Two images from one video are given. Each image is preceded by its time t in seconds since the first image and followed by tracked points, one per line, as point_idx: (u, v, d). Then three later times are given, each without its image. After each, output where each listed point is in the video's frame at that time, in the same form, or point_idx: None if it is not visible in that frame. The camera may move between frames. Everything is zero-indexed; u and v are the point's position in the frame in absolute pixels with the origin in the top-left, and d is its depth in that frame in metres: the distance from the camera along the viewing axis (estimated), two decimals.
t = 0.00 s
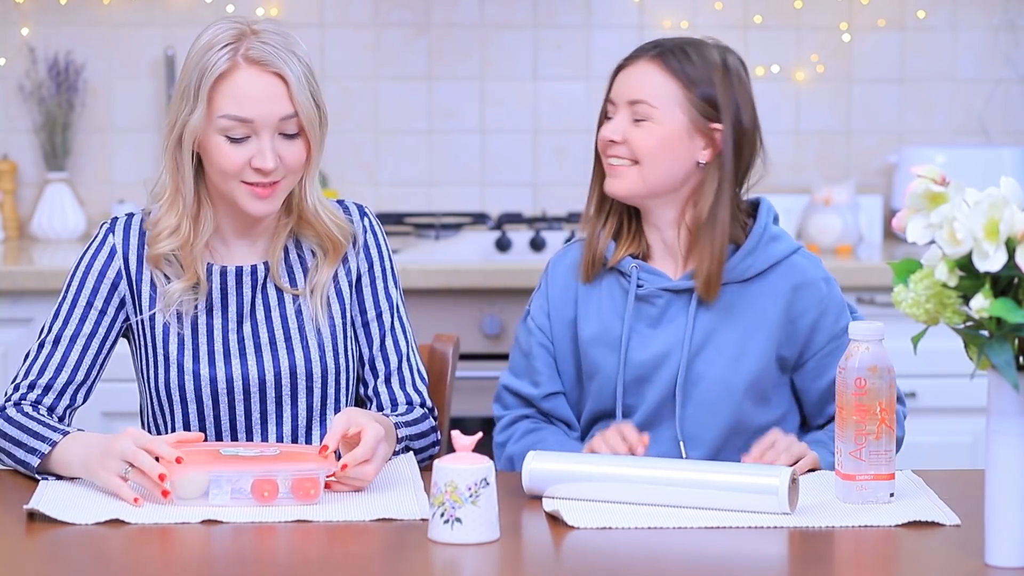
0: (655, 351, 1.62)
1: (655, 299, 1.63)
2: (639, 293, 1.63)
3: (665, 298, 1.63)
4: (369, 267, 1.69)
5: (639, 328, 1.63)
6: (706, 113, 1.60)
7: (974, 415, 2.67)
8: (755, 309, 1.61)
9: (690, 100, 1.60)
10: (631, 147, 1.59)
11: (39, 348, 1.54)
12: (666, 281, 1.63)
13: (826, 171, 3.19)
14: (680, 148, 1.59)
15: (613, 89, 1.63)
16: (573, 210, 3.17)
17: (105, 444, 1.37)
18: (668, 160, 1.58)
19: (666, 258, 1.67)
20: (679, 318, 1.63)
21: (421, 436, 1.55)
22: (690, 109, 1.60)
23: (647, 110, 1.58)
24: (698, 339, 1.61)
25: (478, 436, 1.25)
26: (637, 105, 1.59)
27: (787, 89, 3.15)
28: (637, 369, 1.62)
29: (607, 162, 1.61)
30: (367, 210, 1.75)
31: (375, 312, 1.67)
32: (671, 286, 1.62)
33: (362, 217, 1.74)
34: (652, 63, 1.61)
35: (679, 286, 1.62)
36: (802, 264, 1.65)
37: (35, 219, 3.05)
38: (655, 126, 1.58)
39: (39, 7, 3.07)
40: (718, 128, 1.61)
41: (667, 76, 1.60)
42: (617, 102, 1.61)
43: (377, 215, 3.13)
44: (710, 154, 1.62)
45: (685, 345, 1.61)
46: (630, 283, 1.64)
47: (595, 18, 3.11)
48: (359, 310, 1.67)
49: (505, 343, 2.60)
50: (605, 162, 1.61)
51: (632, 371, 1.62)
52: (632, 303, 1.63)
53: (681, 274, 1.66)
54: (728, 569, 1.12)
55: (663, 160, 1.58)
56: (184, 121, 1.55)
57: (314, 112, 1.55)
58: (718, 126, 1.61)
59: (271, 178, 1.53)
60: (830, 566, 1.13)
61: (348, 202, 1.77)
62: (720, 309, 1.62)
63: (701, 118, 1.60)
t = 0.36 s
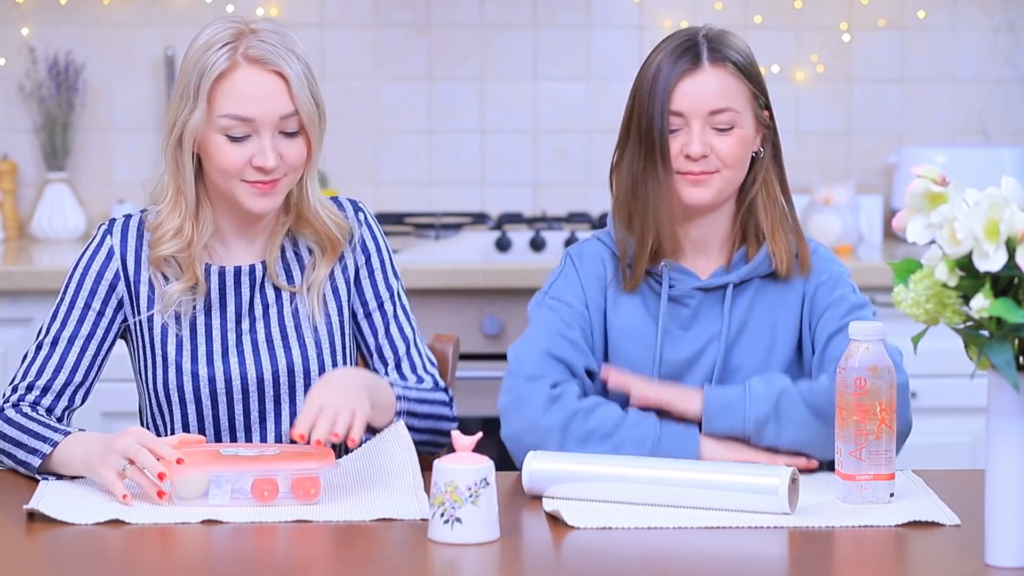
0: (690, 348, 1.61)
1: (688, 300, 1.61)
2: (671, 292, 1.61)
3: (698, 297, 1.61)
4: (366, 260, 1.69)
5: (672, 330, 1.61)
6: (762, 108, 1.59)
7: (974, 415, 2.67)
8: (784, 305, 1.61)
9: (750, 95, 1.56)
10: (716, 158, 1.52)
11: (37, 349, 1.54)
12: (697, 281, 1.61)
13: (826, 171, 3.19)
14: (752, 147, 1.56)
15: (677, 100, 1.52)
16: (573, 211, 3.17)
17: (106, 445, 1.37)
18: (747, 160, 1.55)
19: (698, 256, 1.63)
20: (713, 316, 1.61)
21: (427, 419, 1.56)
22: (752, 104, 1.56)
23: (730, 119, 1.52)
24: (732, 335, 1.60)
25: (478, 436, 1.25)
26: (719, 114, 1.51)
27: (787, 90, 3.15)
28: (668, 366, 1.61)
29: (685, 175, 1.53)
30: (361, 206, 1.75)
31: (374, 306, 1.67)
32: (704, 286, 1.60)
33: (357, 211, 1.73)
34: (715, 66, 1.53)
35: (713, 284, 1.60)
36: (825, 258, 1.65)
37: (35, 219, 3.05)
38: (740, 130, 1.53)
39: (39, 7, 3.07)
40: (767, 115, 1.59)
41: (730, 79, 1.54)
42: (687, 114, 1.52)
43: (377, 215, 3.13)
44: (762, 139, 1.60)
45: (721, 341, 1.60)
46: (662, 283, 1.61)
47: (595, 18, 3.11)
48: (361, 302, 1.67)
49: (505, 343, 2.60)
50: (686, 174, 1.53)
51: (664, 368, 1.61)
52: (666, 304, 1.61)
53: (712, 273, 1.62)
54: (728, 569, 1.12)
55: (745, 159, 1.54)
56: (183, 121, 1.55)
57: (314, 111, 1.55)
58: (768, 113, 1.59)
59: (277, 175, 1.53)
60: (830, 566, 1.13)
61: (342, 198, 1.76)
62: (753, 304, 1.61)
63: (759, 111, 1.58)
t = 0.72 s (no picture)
0: (698, 368, 1.61)
1: (698, 320, 1.61)
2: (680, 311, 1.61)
3: (707, 317, 1.61)
4: (364, 252, 1.68)
5: (680, 348, 1.62)
6: (732, 105, 1.59)
7: (974, 416, 2.67)
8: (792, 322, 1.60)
9: (715, 92, 1.59)
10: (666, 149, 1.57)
11: (37, 350, 1.54)
12: (707, 301, 1.60)
13: (826, 171, 3.19)
14: (713, 145, 1.58)
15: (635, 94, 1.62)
16: (573, 210, 3.17)
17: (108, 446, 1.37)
18: (701, 158, 1.57)
19: (705, 268, 1.65)
20: (720, 335, 1.61)
21: (440, 402, 1.54)
22: (714, 100, 1.59)
23: (673, 109, 1.57)
24: (741, 355, 1.60)
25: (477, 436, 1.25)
26: (661, 105, 1.58)
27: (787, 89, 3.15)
28: (676, 384, 1.61)
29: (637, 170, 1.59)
30: (359, 202, 1.75)
31: (371, 298, 1.66)
32: (710, 306, 1.59)
33: (353, 207, 1.74)
34: (670, 66, 1.60)
35: (719, 304, 1.59)
36: (836, 274, 1.62)
37: (35, 219, 3.05)
38: (682, 122, 1.57)
39: (39, 7, 3.07)
40: (745, 118, 1.60)
41: (689, 73, 1.60)
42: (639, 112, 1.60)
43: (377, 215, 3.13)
44: (739, 145, 1.61)
45: (729, 362, 1.60)
46: (672, 301, 1.61)
47: (595, 18, 3.11)
48: (362, 288, 1.67)
49: (505, 343, 2.60)
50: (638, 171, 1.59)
51: (671, 386, 1.62)
52: (674, 322, 1.61)
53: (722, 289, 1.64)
54: (728, 569, 1.12)
55: (695, 157, 1.57)
56: (193, 123, 1.54)
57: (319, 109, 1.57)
58: (747, 117, 1.60)
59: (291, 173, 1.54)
60: (830, 566, 1.13)
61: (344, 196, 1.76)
62: (762, 323, 1.61)
63: (727, 109, 1.59)
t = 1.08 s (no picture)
0: (691, 368, 1.61)
1: (689, 319, 1.62)
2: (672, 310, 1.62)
3: (699, 318, 1.61)
4: (366, 253, 1.68)
5: (673, 346, 1.62)
6: (730, 120, 1.58)
7: (974, 415, 2.67)
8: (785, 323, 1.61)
9: (717, 109, 1.58)
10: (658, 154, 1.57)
11: (38, 351, 1.55)
12: (699, 300, 1.61)
13: (826, 170, 3.18)
14: (706, 158, 1.57)
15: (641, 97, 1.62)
16: (572, 210, 3.17)
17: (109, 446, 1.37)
18: (689, 172, 1.57)
19: (700, 269, 1.66)
20: (713, 334, 1.62)
21: (443, 418, 1.55)
22: (715, 117, 1.58)
23: (671, 118, 1.57)
24: (734, 356, 1.60)
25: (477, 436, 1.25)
26: (662, 111, 1.58)
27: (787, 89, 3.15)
28: (669, 384, 1.62)
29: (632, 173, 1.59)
30: (362, 204, 1.75)
31: (372, 301, 1.66)
32: (702, 305, 1.60)
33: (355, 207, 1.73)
34: (675, 69, 1.59)
35: (711, 303, 1.60)
36: (831, 276, 1.63)
37: (35, 219, 3.05)
38: (679, 132, 1.57)
39: (39, 7, 3.07)
40: (743, 138, 1.59)
41: (693, 81, 1.58)
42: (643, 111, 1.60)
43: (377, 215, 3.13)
44: (735, 164, 1.60)
45: (722, 363, 1.60)
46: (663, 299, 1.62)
47: (595, 18, 3.11)
48: (363, 294, 1.66)
49: (505, 343, 2.60)
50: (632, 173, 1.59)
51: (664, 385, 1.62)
52: (666, 321, 1.62)
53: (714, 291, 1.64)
54: (728, 569, 1.12)
55: (684, 172, 1.57)
56: (213, 122, 1.53)
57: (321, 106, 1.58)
58: (745, 137, 1.59)
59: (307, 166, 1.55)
60: (830, 566, 1.13)
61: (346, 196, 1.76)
62: (756, 323, 1.61)
63: (727, 127, 1.58)
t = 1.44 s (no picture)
0: (686, 368, 1.61)
1: (685, 318, 1.62)
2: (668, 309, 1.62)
3: (693, 316, 1.61)
4: (368, 258, 1.70)
5: (669, 345, 1.63)
6: (730, 123, 1.58)
7: (974, 415, 2.67)
8: (782, 323, 1.61)
9: (719, 114, 1.58)
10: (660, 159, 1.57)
11: (36, 353, 1.55)
12: (695, 299, 1.61)
13: (826, 171, 3.18)
14: (705, 163, 1.57)
15: (637, 100, 1.62)
16: (572, 211, 3.18)
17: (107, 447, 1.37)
18: (688, 177, 1.57)
19: (696, 269, 1.66)
20: (709, 333, 1.62)
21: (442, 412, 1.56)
22: (716, 121, 1.58)
23: (672, 123, 1.57)
24: (730, 356, 1.60)
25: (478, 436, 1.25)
26: (662, 117, 1.58)
27: (787, 89, 3.15)
28: (665, 383, 1.62)
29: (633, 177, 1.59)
30: (361, 204, 1.76)
31: (373, 304, 1.68)
32: (697, 304, 1.60)
33: (356, 211, 1.74)
34: (674, 73, 1.59)
35: (706, 303, 1.60)
36: (828, 278, 1.63)
37: (35, 218, 3.05)
38: (680, 138, 1.57)
39: (39, 7, 3.08)
40: (744, 141, 1.59)
41: (692, 86, 1.58)
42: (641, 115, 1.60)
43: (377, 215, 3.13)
44: (737, 167, 1.61)
45: (718, 361, 1.60)
46: (659, 298, 1.62)
47: (595, 18, 3.11)
48: (365, 297, 1.68)
49: (505, 343, 2.60)
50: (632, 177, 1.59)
51: (660, 382, 1.62)
52: (661, 319, 1.62)
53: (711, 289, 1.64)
54: (728, 569, 1.12)
55: (685, 177, 1.57)
56: (222, 127, 1.52)
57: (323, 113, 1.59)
58: (746, 140, 1.59)
59: (308, 170, 1.56)
60: (829, 566, 1.13)
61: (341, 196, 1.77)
62: (751, 323, 1.61)
63: (729, 132, 1.58)
